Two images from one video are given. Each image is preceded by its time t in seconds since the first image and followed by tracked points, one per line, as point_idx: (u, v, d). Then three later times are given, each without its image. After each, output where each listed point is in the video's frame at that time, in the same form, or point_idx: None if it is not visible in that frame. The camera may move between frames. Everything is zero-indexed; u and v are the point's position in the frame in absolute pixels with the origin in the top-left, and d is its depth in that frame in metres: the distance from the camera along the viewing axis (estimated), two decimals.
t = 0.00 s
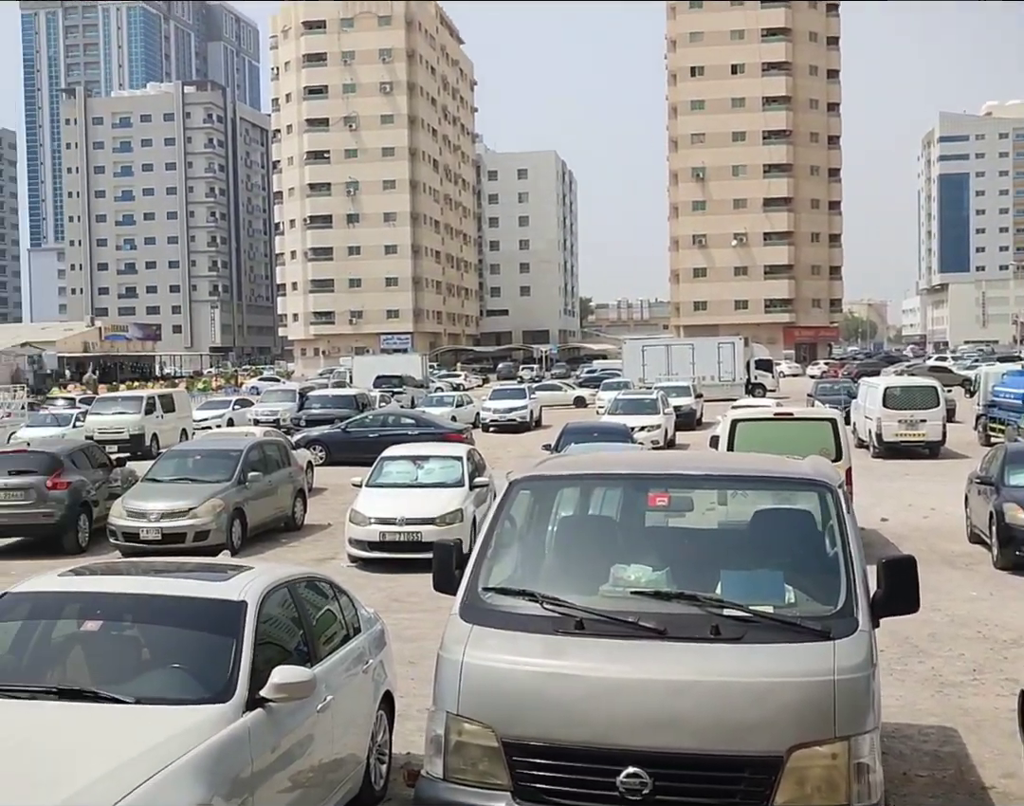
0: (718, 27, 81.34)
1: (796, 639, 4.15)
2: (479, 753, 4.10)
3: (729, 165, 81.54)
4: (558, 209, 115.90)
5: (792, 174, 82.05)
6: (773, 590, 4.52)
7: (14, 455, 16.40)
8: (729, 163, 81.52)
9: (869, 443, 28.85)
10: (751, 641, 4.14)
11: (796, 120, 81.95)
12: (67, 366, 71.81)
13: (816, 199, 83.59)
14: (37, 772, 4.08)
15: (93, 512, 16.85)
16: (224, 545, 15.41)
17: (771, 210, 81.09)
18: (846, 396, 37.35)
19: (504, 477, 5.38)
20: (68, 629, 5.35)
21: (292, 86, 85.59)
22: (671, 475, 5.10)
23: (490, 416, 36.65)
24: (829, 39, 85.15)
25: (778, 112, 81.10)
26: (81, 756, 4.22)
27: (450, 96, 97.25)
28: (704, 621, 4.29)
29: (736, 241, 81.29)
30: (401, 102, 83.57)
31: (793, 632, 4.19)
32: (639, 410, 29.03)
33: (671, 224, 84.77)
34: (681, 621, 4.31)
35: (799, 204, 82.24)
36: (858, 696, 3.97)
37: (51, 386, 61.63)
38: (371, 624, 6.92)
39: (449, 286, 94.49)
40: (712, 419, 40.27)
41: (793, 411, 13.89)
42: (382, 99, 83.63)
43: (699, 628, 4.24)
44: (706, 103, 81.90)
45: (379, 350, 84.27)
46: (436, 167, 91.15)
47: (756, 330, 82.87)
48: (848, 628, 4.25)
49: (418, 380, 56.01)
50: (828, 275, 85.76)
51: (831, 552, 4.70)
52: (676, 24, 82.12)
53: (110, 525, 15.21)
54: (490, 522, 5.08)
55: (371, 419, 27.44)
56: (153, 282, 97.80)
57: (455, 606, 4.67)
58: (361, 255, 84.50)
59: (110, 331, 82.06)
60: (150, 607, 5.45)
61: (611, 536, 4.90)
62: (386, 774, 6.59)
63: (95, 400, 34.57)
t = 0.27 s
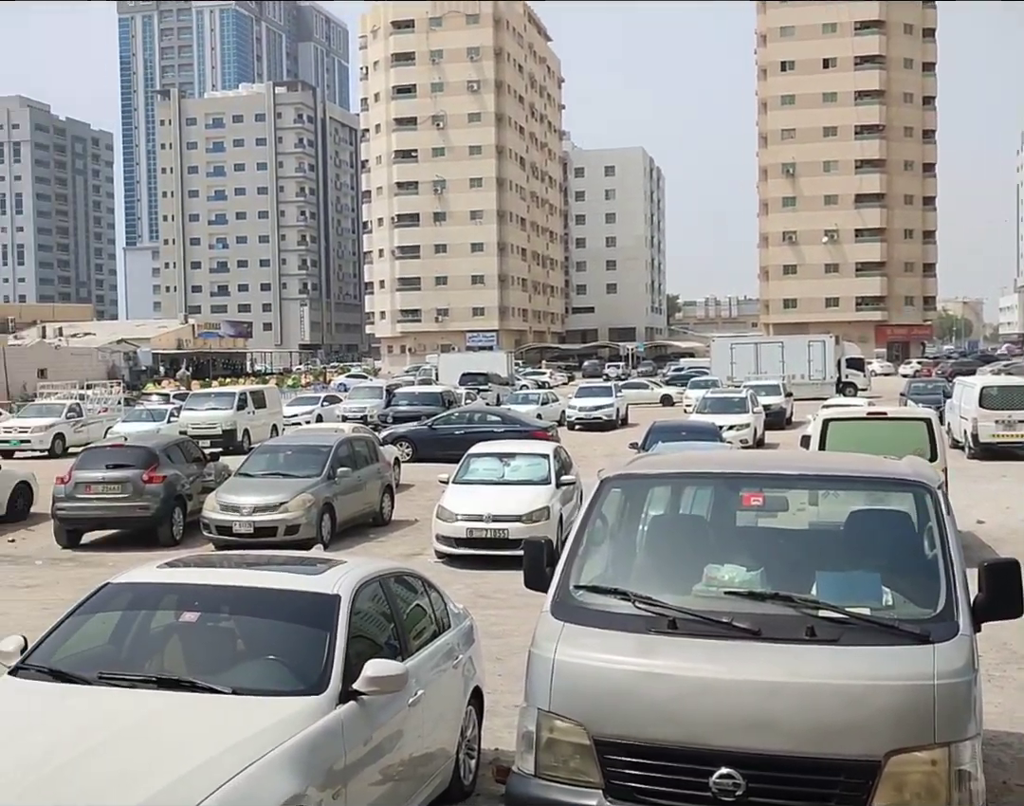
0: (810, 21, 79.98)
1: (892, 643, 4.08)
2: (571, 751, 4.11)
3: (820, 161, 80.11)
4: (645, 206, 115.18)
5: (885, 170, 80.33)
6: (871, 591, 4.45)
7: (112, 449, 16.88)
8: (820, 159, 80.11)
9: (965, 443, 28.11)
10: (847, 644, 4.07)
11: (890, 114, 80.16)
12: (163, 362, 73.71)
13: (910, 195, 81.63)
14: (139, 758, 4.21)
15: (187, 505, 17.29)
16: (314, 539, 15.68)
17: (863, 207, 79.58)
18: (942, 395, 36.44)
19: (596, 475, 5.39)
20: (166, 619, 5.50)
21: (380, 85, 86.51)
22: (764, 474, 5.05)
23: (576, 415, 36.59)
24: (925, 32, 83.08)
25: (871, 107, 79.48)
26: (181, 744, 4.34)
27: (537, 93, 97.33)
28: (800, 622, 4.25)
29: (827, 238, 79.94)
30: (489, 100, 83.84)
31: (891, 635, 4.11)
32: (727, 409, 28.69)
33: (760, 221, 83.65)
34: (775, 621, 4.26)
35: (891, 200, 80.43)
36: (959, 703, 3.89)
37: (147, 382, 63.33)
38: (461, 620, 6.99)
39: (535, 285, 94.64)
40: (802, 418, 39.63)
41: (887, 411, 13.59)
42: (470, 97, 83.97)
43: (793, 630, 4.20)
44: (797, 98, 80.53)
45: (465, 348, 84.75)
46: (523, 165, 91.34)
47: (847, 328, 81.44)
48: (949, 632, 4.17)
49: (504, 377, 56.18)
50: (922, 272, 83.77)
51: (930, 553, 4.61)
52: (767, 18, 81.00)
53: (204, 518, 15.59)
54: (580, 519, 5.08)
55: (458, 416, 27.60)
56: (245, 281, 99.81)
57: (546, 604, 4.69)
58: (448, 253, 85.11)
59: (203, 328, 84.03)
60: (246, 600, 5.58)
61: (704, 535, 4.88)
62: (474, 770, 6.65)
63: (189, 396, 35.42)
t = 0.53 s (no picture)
0: (895, 8, 78.33)
1: (984, 641, 4.00)
2: (653, 745, 4.11)
3: (904, 153, 78.28)
4: (724, 199, 113.83)
5: (971, 161, 78.25)
6: (963, 590, 4.37)
7: (194, 441, 17.28)
8: (904, 150, 78.35)
9: None
10: (936, 643, 4.01)
11: (978, 104, 78.05)
12: (243, 356, 74.96)
13: (997, 186, 79.35)
14: (228, 744, 4.32)
15: (267, 497, 17.60)
16: (392, 531, 15.84)
17: (949, 199, 77.65)
18: None
19: (678, 468, 5.36)
20: (251, 608, 5.62)
21: (457, 80, 86.87)
22: (850, 470, 4.99)
23: (652, 410, 36.37)
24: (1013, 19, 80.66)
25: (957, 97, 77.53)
26: (267, 731, 4.44)
27: (614, 86, 96.83)
28: (886, 620, 4.19)
29: (910, 230, 78.18)
30: (565, 94, 83.62)
31: (982, 635, 4.04)
32: (807, 405, 28.27)
33: (841, 214, 82.06)
34: (861, 618, 4.21)
35: (978, 192, 78.28)
36: None
37: (228, 376, 64.47)
38: (540, 614, 7.01)
39: (611, 279, 94.15)
40: (885, 415, 38.79)
41: (973, 408, 13.25)
42: (547, 91, 83.90)
43: (881, 627, 4.14)
44: (881, 89, 78.77)
45: (541, 343, 84.69)
46: (600, 159, 90.94)
47: (931, 322, 79.59)
48: None
49: (581, 372, 56.03)
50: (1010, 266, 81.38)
51: None
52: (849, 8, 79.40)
53: (284, 510, 15.85)
54: (662, 513, 5.07)
55: (534, 411, 27.64)
56: (323, 276, 101.02)
57: (628, 599, 4.69)
58: (524, 248, 85.11)
59: (283, 323, 85.32)
60: (329, 590, 5.68)
61: (787, 532, 4.83)
62: (553, 763, 6.68)
63: (268, 390, 35.99)
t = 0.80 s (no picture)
0: None
1: None
2: (722, 739, 4.09)
3: (978, 141, 76.53)
4: (791, 190, 112.34)
5: None
6: None
7: (263, 433, 17.55)
8: (979, 138, 76.66)
9: None
10: (1016, 640, 3.94)
11: None
12: (309, 349, 75.83)
13: None
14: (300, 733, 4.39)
15: (334, 489, 17.83)
16: (456, 523, 15.96)
17: None
18: None
19: (747, 462, 5.33)
20: (321, 598, 5.71)
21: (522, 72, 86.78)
22: (924, 463, 4.92)
23: (719, 403, 36.07)
24: None
25: None
26: (341, 719, 4.52)
27: (680, 77, 96.11)
28: (962, 616, 4.12)
29: (984, 220, 76.50)
30: (631, 85, 83.16)
31: None
32: (877, 398, 27.81)
33: (913, 204, 80.54)
34: (939, 615, 4.14)
35: None
36: None
37: (294, 369, 65.30)
38: (607, 607, 7.01)
39: (677, 271, 93.48)
40: (958, 409, 38.01)
41: None
42: (613, 83, 83.54)
43: (956, 624, 4.08)
44: (955, 76, 77.18)
45: (606, 336, 84.41)
46: (666, 151, 90.39)
47: (1006, 314, 77.79)
48: None
49: (646, 365, 55.73)
50: None
51: None
52: None
53: (350, 501, 16.04)
54: (731, 506, 5.04)
55: (599, 404, 27.58)
56: (388, 270, 101.77)
57: (698, 592, 4.67)
58: (589, 240, 84.83)
59: (348, 316, 86.19)
60: (398, 581, 5.74)
61: (858, 526, 4.78)
62: (619, 757, 6.68)
63: (335, 383, 36.42)
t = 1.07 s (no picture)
0: None
1: None
2: (765, 737, 4.07)
3: None
4: (837, 186, 111.19)
5: None
6: None
7: (305, 429, 17.70)
8: None
9: None
10: None
11: None
12: (351, 346, 76.25)
13: None
14: (346, 727, 4.44)
15: (376, 484, 17.94)
16: (497, 519, 15.98)
17: None
18: None
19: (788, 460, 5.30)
20: (362, 593, 5.75)
21: (564, 68, 86.59)
22: (971, 461, 4.87)
23: (762, 400, 35.80)
24: None
25: None
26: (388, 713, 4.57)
27: (723, 71, 95.39)
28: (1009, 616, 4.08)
29: None
30: (674, 80, 82.75)
31: None
32: (923, 396, 27.45)
33: (960, 198, 79.46)
34: (988, 615, 4.10)
35: None
36: None
37: (336, 365, 65.74)
38: (649, 605, 6.99)
39: (719, 267, 92.88)
40: (1008, 407, 37.36)
41: None
42: (655, 78, 83.16)
43: (1005, 624, 4.03)
44: (1004, 68, 75.89)
45: (648, 332, 84.11)
46: (709, 146, 89.82)
47: None
48: None
49: (688, 362, 55.42)
50: None
51: None
52: None
53: (392, 496, 16.12)
54: (775, 503, 5.02)
55: (641, 401, 27.50)
56: (429, 266, 102.18)
57: (739, 590, 4.65)
58: (631, 236, 84.51)
59: (390, 312, 86.60)
60: (440, 577, 5.77)
61: (903, 524, 4.73)
62: (661, 754, 6.67)
63: (377, 379, 36.62)
